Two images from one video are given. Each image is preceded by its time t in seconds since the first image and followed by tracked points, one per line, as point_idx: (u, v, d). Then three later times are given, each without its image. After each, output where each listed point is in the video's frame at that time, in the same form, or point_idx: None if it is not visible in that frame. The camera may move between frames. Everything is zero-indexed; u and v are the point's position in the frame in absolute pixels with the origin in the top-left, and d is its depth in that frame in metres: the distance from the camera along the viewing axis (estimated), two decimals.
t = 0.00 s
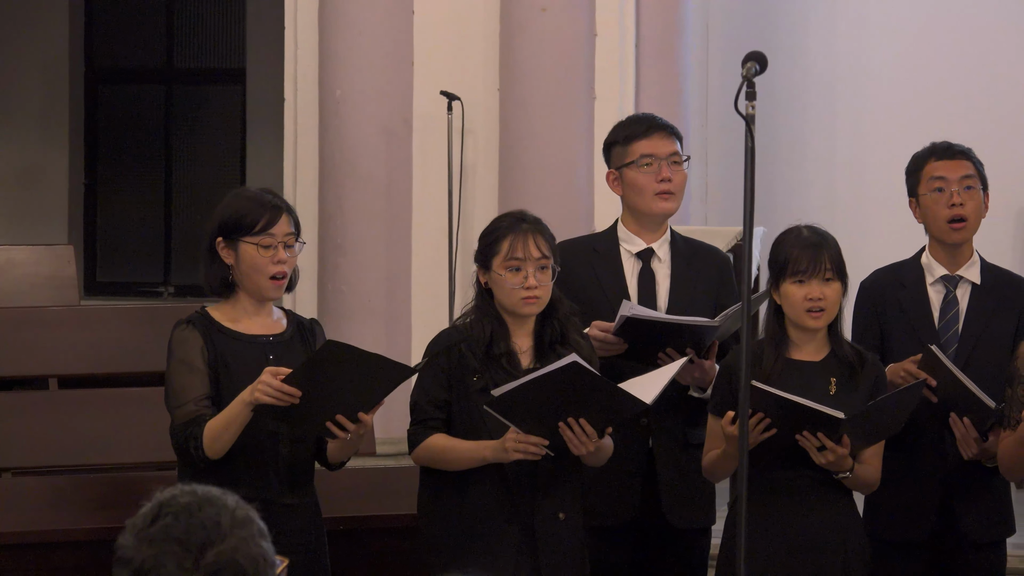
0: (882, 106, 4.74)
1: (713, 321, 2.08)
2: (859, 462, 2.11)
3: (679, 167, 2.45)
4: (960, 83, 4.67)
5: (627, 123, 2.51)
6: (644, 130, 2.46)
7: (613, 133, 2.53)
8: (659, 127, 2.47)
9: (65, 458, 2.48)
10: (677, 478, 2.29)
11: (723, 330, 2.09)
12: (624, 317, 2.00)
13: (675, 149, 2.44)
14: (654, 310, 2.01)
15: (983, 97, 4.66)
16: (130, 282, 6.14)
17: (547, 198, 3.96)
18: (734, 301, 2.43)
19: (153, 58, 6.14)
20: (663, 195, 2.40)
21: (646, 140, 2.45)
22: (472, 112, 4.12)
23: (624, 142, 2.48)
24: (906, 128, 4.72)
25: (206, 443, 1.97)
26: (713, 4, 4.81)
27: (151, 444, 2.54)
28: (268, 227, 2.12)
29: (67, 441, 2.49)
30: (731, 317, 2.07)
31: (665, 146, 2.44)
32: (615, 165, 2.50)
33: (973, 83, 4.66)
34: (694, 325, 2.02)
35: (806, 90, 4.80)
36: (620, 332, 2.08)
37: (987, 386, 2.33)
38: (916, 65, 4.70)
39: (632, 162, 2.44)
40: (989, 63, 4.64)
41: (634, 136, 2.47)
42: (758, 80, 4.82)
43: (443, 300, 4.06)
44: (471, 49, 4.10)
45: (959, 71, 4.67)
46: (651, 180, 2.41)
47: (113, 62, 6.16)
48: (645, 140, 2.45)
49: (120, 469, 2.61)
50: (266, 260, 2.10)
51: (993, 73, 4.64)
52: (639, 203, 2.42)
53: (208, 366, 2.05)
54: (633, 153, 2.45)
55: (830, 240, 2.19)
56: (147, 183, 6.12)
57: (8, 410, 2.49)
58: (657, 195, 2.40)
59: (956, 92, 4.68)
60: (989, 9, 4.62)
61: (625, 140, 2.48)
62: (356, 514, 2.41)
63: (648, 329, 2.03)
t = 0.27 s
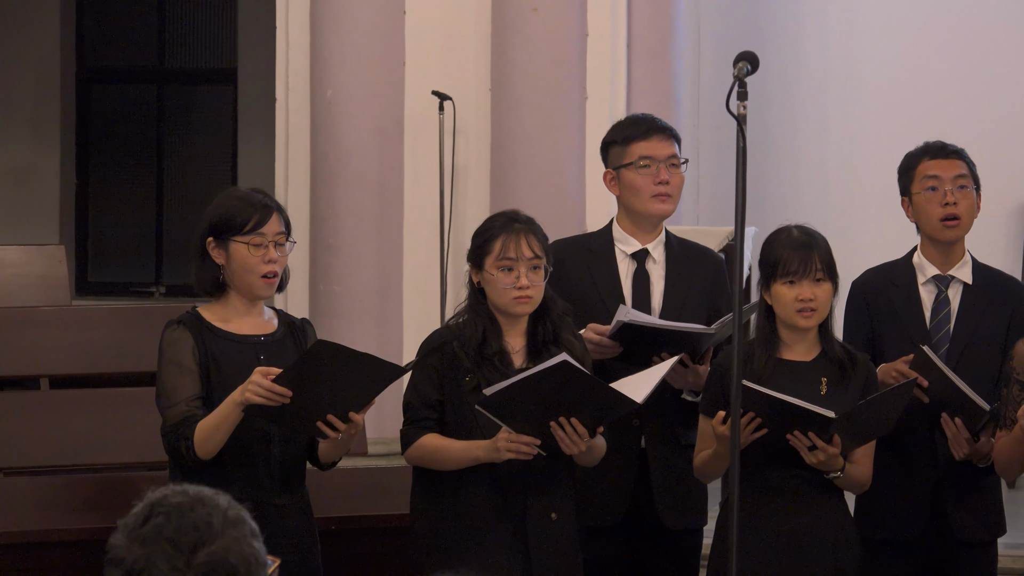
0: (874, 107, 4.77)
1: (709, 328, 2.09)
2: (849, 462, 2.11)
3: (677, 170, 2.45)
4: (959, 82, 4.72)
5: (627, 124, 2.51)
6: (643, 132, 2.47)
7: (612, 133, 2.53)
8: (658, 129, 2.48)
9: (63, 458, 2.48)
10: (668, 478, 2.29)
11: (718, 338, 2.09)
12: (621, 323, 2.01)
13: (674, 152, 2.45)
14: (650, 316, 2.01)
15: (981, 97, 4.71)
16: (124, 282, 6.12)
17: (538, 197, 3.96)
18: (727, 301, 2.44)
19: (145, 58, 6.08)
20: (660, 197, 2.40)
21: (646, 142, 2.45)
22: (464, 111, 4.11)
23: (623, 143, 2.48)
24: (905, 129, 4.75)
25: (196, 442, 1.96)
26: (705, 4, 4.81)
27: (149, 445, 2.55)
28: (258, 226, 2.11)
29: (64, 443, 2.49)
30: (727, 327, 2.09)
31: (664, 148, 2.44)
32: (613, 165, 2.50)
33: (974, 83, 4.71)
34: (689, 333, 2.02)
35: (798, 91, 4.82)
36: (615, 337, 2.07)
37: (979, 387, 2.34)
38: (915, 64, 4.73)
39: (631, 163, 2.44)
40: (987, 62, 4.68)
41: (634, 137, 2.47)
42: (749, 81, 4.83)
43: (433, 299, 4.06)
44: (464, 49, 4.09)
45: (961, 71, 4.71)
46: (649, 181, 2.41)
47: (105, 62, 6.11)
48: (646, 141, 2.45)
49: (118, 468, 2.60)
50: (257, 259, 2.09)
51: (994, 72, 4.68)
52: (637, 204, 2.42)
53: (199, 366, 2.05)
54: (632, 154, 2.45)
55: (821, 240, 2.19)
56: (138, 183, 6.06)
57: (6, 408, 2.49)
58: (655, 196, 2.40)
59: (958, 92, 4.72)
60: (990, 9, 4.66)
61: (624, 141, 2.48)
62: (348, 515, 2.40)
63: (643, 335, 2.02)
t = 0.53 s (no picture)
0: (868, 108, 4.78)
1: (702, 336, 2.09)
2: (842, 462, 2.11)
3: (671, 171, 2.45)
4: (954, 81, 4.71)
5: (620, 125, 2.51)
6: (637, 133, 2.46)
7: (606, 134, 2.52)
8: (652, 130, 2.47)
9: (58, 459, 2.50)
10: (660, 479, 2.29)
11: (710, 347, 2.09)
12: (616, 334, 2.02)
13: (668, 153, 2.44)
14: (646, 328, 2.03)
15: (977, 96, 4.70)
16: (116, 283, 6.05)
17: (529, 197, 3.97)
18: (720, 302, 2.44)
19: (138, 61, 5.99)
20: (653, 199, 2.40)
21: (640, 143, 2.45)
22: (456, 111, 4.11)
23: (617, 144, 2.48)
24: (901, 129, 4.76)
25: (190, 443, 1.96)
26: (695, 6, 4.85)
27: (142, 450, 2.55)
28: (252, 226, 2.10)
29: (57, 445, 2.50)
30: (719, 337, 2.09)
31: (658, 150, 2.44)
32: (606, 166, 2.50)
33: (969, 82, 4.70)
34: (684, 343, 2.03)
35: (789, 91, 4.84)
36: (610, 346, 2.09)
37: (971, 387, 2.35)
38: (906, 64, 4.74)
39: (625, 164, 2.44)
40: (983, 61, 4.68)
41: (628, 139, 2.46)
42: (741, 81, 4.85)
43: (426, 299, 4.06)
44: (456, 49, 4.08)
45: (955, 70, 4.71)
46: (642, 183, 2.41)
47: (97, 63, 6.03)
48: (639, 143, 2.45)
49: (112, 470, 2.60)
50: (251, 260, 2.09)
51: (991, 71, 4.68)
52: (630, 206, 2.42)
53: (192, 366, 2.04)
54: (625, 155, 2.45)
55: (812, 240, 2.18)
56: (130, 185, 6.02)
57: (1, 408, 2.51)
58: (648, 198, 2.40)
59: (953, 91, 4.72)
60: (987, 10, 4.65)
61: (617, 141, 2.48)
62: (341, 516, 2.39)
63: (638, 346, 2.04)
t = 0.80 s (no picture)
0: (863, 108, 4.79)
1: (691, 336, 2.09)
2: (833, 462, 2.11)
3: (658, 171, 2.45)
4: (954, 81, 4.72)
5: (606, 125, 2.51)
6: (623, 134, 2.46)
7: (591, 135, 2.52)
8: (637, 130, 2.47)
9: (58, 458, 2.50)
10: (651, 478, 2.28)
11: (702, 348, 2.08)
12: (604, 340, 2.02)
13: (654, 153, 2.44)
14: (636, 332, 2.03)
15: (977, 96, 4.71)
16: (108, 282, 6.00)
17: (522, 197, 3.96)
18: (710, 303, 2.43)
19: (128, 61, 5.94)
20: (641, 199, 2.40)
21: (625, 143, 2.45)
22: (448, 111, 4.10)
23: (603, 145, 2.48)
24: (899, 130, 4.77)
25: (182, 443, 1.95)
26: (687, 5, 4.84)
27: (141, 450, 2.54)
28: (246, 227, 2.09)
29: (57, 444, 2.50)
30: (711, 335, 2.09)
31: (644, 150, 2.44)
32: (591, 167, 2.50)
33: (968, 82, 4.71)
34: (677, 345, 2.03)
35: (780, 91, 4.85)
36: (600, 352, 2.10)
37: (960, 387, 2.36)
38: (906, 64, 4.75)
39: (611, 164, 2.44)
40: (983, 61, 4.69)
41: (613, 139, 2.46)
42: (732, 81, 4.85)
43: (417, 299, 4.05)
44: (448, 49, 4.08)
45: (955, 70, 4.72)
46: (629, 183, 2.40)
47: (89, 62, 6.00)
48: (625, 143, 2.45)
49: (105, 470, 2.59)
50: (244, 260, 2.08)
51: (991, 70, 4.69)
52: (619, 207, 2.41)
53: (184, 368, 2.03)
54: (610, 156, 2.45)
55: (804, 240, 2.19)
56: (121, 183, 5.96)
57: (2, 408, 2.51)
58: (636, 198, 2.40)
59: (953, 91, 4.73)
60: (986, 10, 4.67)
61: (604, 142, 2.48)
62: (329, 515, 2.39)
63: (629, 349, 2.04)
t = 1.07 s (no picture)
0: (859, 108, 4.80)
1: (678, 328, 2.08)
2: (821, 462, 2.12)
3: (640, 167, 2.45)
4: (954, 81, 4.73)
5: (587, 124, 2.51)
6: (604, 131, 2.47)
7: (573, 134, 2.53)
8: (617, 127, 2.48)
9: (57, 458, 2.51)
10: (638, 477, 2.28)
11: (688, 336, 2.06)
12: (589, 331, 2.02)
13: (634, 148, 2.45)
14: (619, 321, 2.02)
15: (977, 96, 4.72)
16: (94, 281, 5.95)
17: (512, 197, 3.95)
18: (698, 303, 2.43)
19: (115, 63, 5.90)
20: (625, 195, 2.40)
21: (604, 140, 2.45)
22: (436, 112, 4.10)
23: (584, 143, 2.48)
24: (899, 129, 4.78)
25: (170, 443, 1.94)
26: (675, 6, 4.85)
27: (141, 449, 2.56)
28: (237, 227, 2.08)
29: (57, 444, 2.51)
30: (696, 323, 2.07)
31: (624, 145, 2.45)
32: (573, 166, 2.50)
33: (968, 82, 4.72)
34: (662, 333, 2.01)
35: (769, 91, 4.86)
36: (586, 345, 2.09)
37: (949, 387, 2.36)
38: (906, 64, 4.75)
39: (594, 162, 2.44)
40: (984, 61, 4.71)
41: (595, 136, 2.47)
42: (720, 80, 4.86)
43: (406, 299, 4.04)
44: (437, 49, 4.08)
45: (955, 71, 4.73)
46: (612, 179, 2.41)
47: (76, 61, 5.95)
48: (606, 139, 2.45)
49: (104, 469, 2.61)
50: (234, 261, 2.07)
51: (991, 71, 4.71)
52: (603, 205, 2.41)
53: (174, 368, 2.02)
54: (591, 153, 2.46)
55: (792, 240, 2.19)
56: (109, 182, 5.90)
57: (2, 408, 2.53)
58: (620, 194, 2.40)
59: (953, 91, 4.74)
60: (986, 9, 4.69)
61: (585, 140, 2.48)
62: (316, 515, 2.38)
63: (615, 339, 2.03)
